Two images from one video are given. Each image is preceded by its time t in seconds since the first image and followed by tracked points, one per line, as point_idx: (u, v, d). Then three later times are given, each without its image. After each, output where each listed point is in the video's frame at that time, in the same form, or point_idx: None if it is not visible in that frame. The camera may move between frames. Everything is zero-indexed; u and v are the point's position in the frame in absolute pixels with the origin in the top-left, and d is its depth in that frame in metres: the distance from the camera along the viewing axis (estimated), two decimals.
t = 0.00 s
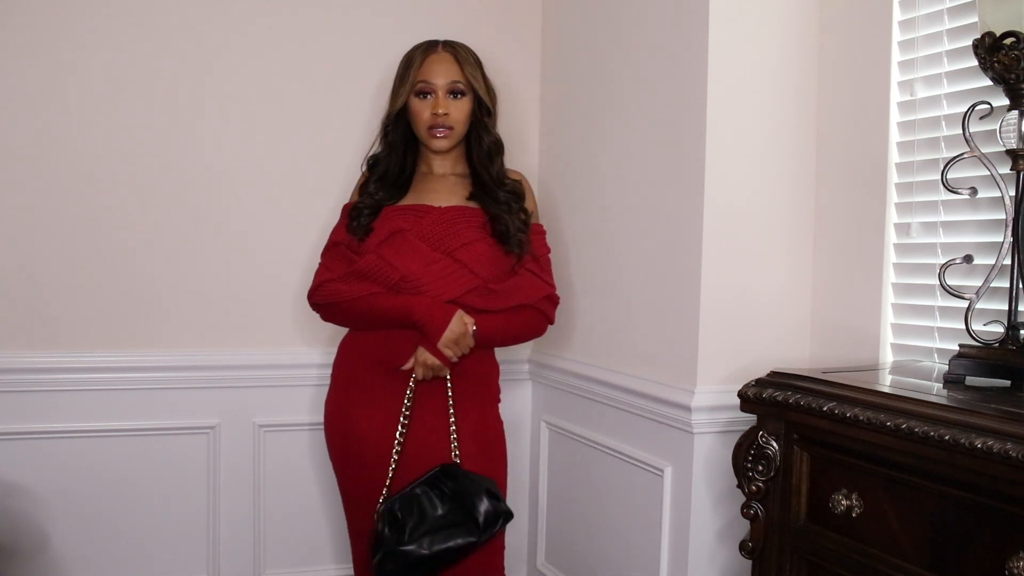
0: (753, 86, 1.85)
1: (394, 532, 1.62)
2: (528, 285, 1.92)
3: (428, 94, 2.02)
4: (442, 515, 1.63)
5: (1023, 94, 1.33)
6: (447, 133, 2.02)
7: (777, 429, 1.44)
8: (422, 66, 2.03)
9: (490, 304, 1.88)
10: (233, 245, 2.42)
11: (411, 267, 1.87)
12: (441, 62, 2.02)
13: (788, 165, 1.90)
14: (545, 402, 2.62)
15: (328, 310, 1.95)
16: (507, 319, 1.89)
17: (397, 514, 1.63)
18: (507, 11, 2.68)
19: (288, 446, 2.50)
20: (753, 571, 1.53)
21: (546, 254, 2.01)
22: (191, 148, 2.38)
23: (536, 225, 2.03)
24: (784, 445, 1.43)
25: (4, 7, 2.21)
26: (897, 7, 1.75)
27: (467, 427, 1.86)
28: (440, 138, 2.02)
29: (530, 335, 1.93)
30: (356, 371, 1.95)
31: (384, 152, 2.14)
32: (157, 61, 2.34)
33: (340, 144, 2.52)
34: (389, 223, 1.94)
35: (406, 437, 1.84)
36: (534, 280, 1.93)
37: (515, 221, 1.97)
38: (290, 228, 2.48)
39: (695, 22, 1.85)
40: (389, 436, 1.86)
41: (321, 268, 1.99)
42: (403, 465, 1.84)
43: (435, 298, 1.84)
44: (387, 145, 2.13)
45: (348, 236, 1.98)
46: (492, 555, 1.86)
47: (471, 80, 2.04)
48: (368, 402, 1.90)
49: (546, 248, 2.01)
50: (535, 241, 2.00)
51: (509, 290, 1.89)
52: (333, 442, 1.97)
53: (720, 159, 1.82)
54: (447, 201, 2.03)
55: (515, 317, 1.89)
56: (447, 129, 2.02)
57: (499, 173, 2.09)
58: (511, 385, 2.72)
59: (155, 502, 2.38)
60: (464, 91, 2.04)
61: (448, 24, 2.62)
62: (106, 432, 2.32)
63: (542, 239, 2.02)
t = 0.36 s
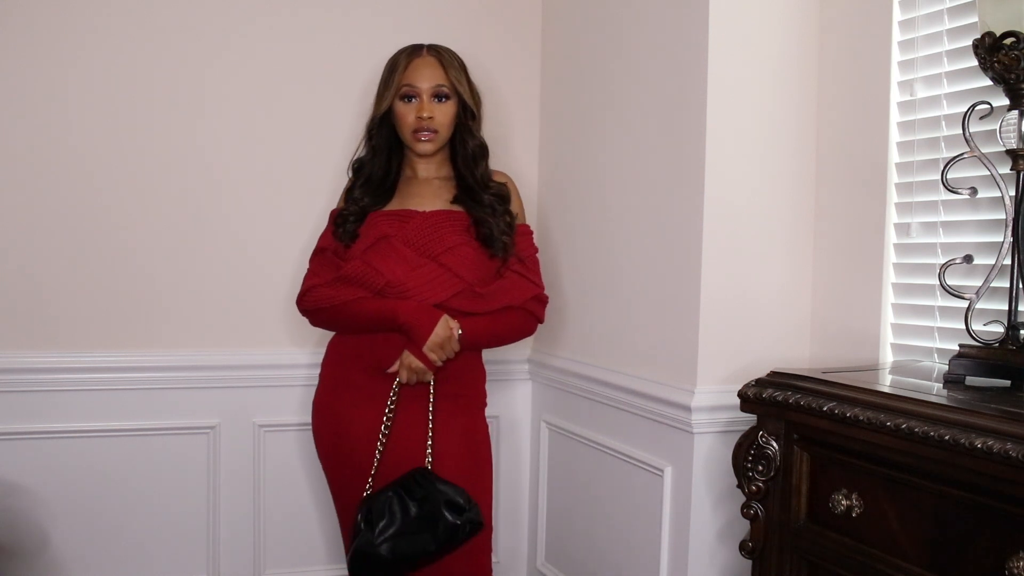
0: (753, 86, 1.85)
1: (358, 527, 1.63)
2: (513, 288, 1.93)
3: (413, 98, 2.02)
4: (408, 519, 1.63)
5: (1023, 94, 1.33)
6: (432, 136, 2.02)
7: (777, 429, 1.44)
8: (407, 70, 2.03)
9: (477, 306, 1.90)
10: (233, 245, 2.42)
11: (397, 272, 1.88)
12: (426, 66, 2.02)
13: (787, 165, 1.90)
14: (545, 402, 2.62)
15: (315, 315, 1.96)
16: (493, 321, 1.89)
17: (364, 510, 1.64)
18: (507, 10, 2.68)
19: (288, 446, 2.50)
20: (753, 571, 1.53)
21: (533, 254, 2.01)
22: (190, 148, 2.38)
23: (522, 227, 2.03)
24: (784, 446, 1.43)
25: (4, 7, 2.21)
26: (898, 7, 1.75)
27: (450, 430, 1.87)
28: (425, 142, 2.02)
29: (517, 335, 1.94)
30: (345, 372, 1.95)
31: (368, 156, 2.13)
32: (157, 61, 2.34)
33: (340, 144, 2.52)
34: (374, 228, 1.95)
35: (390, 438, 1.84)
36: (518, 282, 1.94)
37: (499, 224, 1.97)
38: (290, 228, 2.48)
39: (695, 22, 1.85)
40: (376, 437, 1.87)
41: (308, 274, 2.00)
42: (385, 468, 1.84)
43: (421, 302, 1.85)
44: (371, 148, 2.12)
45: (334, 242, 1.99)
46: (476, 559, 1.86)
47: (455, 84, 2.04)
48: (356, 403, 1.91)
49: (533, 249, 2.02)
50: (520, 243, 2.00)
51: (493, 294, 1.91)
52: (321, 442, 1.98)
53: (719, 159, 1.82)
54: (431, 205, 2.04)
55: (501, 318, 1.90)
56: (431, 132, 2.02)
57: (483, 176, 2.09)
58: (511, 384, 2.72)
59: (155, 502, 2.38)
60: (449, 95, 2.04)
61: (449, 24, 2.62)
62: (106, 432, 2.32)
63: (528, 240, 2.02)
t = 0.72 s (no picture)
0: (753, 86, 1.85)
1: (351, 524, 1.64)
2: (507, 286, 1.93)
3: (405, 98, 2.02)
4: (401, 517, 1.63)
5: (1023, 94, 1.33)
6: (425, 137, 2.02)
7: (777, 429, 1.44)
8: (399, 71, 2.03)
9: (469, 305, 1.89)
10: (234, 245, 2.42)
11: (389, 272, 1.87)
12: (418, 66, 2.02)
13: (787, 165, 1.90)
14: (545, 402, 2.62)
15: (310, 315, 1.96)
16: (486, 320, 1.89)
17: (357, 506, 1.65)
18: (506, 10, 2.68)
19: (288, 446, 2.50)
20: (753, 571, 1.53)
21: (526, 252, 2.01)
22: (190, 148, 2.38)
23: (515, 226, 2.02)
24: (784, 446, 1.43)
25: (4, 7, 2.21)
26: (898, 7, 1.75)
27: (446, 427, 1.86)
28: (417, 142, 2.02)
29: (512, 333, 1.94)
30: (339, 373, 1.95)
31: (362, 156, 2.14)
32: (157, 61, 2.34)
33: (340, 144, 2.52)
34: (367, 228, 1.95)
35: (384, 437, 1.84)
36: (511, 280, 1.94)
37: (491, 223, 1.97)
38: (290, 228, 2.48)
39: (695, 22, 1.85)
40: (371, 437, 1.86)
41: (303, 275, 2.00)
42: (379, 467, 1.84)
43: (414, 302, 1.85)
44: (364, 149, 2.13)
45: (327, 243, 2.00)
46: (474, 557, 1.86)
47: (447, 84, 2.04)
48: (353, 403, 1.91)
49: (526, 248, 2.01)
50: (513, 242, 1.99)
51: (487, 292, 1.90)
52: (318, 443, 1.97)
53: (719, 159, 1.82)
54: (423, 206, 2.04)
55: (494, 317, 1.90)
56: (424, 133, 2.02)
57: (476, 175, 2.08)
58: (511, 385, 2.72)
59: (155, 502, 2.38)
60: (441, 95, 2.04)
61: (449, 24, 2.62)
62: (106, 432, 2.32)
63: (521, 239, 2.02)
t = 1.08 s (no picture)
0: (753, 86, 1.85)
1: (355, 528, 1.63)
2: (503, 286, 1.93)
3: (401, 99, 2.02)
4: (404, 518, 1.63)
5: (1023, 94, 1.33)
6: (420, 138, 2.02)
7: (777, 429, 1.44)
8: (395, 72, 2.03)
9: (466, 305, 1.89)
10: (234, 245, 2.42)
11: (386, 272, 1.87)
12: (414, 67, 2.02)
13: (787, 165, 1.90)
14: (545, 402, 2.62)
15: (307, 316, 1.96)
16: (482, 320, 1.89)
17: (359, 510, 1.64)
18: (506, 10, 2.68)
19: (287, 446, 2.50)
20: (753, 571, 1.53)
21: (522, 251, 2.01)
22: (190, 148, 2.38)
23: (510, 226, 2.02)
24: (784, 445, 1.43)
25: (4, 7, 2.21)
26: (898, 7, 1.75)
27: (443, 426, 1.87)
28: (413, 143, 2.02)
29: (508, 333, 1.94)
30: (338, 373, 1.95)
31: (357, 157, 2.14)
32: (157, 61, 2.34)
33: (340, 144, 2.52)
34: (363, 228, 1.96)
35: (383, 437, 1.84)
36: (508, 279, 1.94)
37: (487, 223, 1.97)
38: (290, 228, 2.48)
39: (695, 22, 1.85)
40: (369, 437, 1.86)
41: (300, 276, 2.00)
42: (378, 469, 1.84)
43: (411, 302, 1.85)
44: (359, 149, 2.12)
45: (323, 244, 2.00)
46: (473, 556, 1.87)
47: (443, 85, 2.05)
48: (351, 403, 1.91)
49: (521, 247, 2.01)
50: (509, 241, 2.00)
51: (483, 291, 1.90)
52: (317, 443, 1.97)
53: (719, 159, 1.82)
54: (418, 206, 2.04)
55: (491, 316, 1.90)
56: (419, 134, 2.02)
57: (472, 175, 2.08)
58: (511, 385, 2.72)
59: (154, 502, 2.38)
60: (436, 96, 2.04)
61: (449, 24, 2.62)
62: (106, 432, 2.32)
63: (517, 238, 2.02)
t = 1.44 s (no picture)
0: (753, 86, 1.85)
1: (360, 528, 1.62)
2: (502, 286, 1.93)
3: (399, 100, 2.02)
4: (409, 517, 1.63)
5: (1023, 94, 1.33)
6: (419, 139, 2.02)
7: (777, 429, 1.44)
8: (393, 73, 2.03)
9: (465, 305, 1.89)
10: (234, 245, 2.42)
11: (385, 272, 1.87)
12: (412, 68, 2.02)
13: (786, 164, 1.90)
14: (545, 402, 2.62)
15: (306, 316, 1.96)
16: (481, 320, 1.89)
17: (364, 511, 1.63)
18: (506, 9, 2.68)
19: (288, 446, 2.50)
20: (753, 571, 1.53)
21: (521, 251, 2.01)
22: (190, 148, 2.38)
23: (509, 225, 2.02)
24: (784, 445, 1.43)
25: (4, 7, 2.21)
26: (898, 7, 1.75)
27: (444, 426, 1.87)
28: (412, 143, 2.02)
29: (507, 332, 1.94)
30: (338, 373, 1.95)
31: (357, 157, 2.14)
32: (157, 61, 2.34)
33: (340, 143, 2.52)
34: (361, 228, 1.96)
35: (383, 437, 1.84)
36: (507, 279, 1.94)
37: (486, 223, 1.97)
38: (289, 228, 2.48)
39: (695, 22, 1.85)
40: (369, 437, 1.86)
41: (299, 276, 2.00)
42: (378, 468, 1.84)
43: (410, 302, 1.85)
44: (359, 150, 2.12)
45: (322, 244, 1.99)
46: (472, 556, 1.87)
47: (441, 86, 2.05)
48: (351, 403, 1.91)
49: (520, 246, 2.01)
50: (508, 241, 1.99)
51: (482, 291, 1.90)
52: (316, 443, 1.97)
53: (719, 159, 1.82)
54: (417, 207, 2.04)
55: (490, 315, 1.90)
56: (418, 134, 2.02)
57: (471, 175, 2.08)
58: (510, 385, 2.72)
59: (154, 501, 2.38)
60: (435, 97, 2.04)
61: (448, 23, 2.62)
62: (106, 432, 2.32)
63: (516, 238, 2.02)
